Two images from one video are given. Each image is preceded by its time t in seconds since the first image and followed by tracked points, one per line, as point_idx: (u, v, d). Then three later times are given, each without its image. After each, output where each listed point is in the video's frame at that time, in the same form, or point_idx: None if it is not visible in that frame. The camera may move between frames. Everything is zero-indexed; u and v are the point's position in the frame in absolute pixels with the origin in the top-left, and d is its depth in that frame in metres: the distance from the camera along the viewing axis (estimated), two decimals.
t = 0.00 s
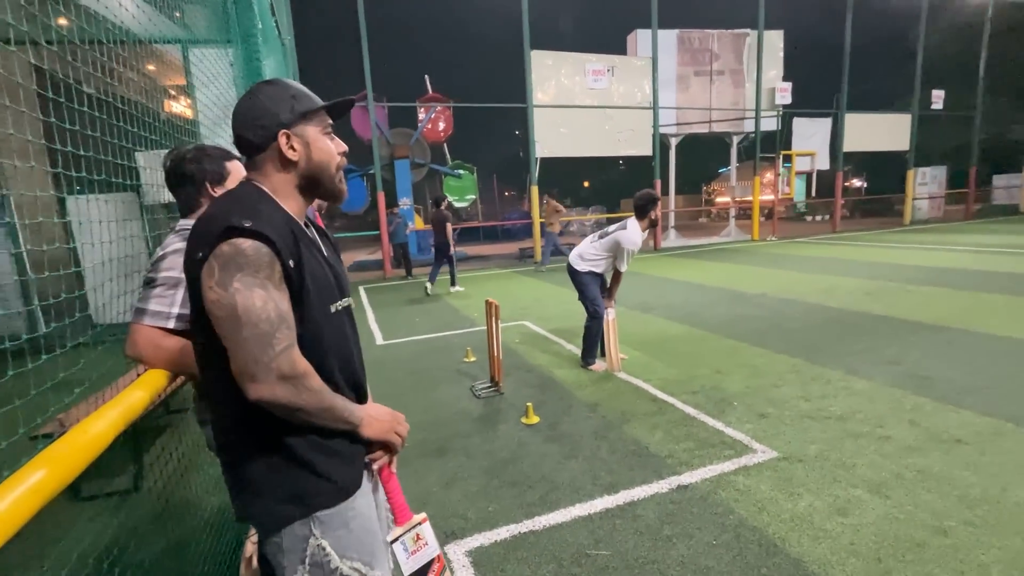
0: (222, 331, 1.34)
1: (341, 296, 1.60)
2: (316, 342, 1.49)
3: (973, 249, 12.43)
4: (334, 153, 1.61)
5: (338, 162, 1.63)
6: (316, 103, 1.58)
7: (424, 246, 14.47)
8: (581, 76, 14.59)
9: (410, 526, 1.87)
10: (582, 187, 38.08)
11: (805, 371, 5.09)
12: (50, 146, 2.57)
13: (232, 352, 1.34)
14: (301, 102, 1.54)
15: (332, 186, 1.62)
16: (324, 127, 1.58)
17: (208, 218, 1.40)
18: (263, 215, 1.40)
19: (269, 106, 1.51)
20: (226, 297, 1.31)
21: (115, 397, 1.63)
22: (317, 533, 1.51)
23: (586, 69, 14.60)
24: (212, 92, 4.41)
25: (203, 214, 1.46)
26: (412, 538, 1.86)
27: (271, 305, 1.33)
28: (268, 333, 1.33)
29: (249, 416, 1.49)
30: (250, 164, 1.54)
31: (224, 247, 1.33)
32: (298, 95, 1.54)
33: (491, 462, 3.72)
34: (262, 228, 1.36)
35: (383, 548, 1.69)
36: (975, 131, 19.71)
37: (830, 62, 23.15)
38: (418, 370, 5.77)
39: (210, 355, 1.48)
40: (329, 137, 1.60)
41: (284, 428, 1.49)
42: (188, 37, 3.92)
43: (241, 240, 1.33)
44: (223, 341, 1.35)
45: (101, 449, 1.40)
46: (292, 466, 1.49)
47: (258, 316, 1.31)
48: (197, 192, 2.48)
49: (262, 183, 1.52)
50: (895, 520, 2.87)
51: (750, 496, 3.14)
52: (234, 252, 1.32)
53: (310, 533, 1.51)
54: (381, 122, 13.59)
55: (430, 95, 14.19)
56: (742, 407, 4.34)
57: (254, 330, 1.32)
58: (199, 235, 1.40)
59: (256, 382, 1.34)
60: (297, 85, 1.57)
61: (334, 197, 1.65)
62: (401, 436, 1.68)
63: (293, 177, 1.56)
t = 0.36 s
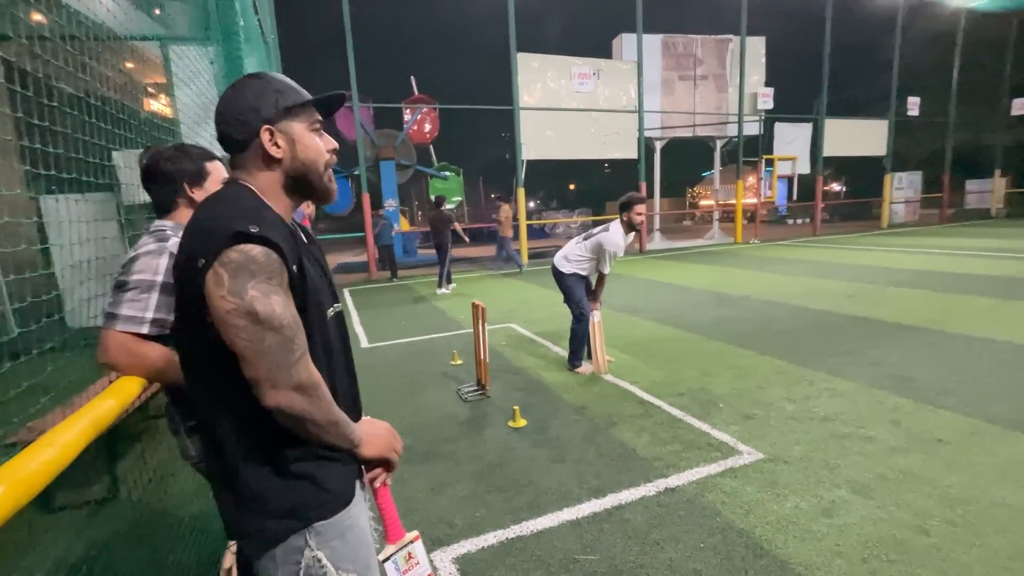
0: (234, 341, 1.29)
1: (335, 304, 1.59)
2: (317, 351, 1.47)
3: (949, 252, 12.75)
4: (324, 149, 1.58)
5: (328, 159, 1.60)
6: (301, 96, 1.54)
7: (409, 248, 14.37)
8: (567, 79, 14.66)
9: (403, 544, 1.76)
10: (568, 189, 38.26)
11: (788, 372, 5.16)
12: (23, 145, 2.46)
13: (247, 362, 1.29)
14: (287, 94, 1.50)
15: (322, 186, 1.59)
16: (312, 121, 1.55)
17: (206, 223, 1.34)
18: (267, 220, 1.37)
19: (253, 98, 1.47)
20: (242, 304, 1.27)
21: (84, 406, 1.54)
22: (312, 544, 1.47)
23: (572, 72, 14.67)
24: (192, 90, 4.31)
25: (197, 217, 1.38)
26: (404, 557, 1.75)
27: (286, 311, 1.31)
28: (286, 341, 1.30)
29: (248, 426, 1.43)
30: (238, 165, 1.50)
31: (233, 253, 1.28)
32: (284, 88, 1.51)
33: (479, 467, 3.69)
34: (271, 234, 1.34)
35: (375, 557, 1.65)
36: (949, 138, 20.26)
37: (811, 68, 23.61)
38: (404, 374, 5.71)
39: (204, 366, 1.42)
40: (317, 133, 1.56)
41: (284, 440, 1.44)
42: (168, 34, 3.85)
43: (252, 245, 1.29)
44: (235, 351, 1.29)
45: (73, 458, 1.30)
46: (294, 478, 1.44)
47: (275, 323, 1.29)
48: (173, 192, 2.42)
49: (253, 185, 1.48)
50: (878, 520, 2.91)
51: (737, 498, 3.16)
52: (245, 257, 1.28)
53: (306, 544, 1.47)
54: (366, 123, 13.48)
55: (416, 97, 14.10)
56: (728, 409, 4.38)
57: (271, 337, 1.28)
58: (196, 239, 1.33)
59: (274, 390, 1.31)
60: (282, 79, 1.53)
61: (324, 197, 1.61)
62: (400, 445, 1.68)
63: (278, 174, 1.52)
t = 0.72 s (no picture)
0: (230, 345, 1.25)
1: (325, 311, 1.57)
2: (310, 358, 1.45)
3: (923, 253, 13.09)
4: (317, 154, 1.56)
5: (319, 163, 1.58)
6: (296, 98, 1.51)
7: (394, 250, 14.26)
8: (552, 82, 14.70)
9: (391, 552, 1.74)
10: (554, 191, 38.38)
11: (772, 373, 5.23)
12: None
13: (244, 367, 1.25)
14: (282, 97, 1.48)
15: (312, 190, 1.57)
16: (307, 125, 1.53)
17: (201, 223, 1.29)
18: (267, 223, 1.35)
19: (250, 98, 1.42)
20: (241, 310, 1.23)
21: (52, 419, 1.46)
22: (302, 558, 1.43)
23: (557, 74, 14.72)
24: (171, 88, 4.22)
25: (189, 218, 1.33)
26: (393, 566, 1.73)
27: (285, 316, 1.28)
28: (285, 345, 1.27)
29: (239, 435, 1.38)
30: (229, 166, 1.45)
31: (232, 256, 1.24)
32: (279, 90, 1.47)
33: (466, 471, 3.66)
34: (270, 236, 1.31)
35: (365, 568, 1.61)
36: (924, 142, 20.78)
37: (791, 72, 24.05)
38: (390, 377, 5.65)
39: (193, 371, 1.37)
40: (311, 137, 1.54)
41: (276, 449, 1.40)
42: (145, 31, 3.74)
43: (252, 248, 1.26)
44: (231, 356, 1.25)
45: (40, 474, 1.23)
46: (285, 489, 1.40)
47: (275, 327, 1.26)
48: (148, 195, 2.36)
49: (246, 187, 1.44)
50: (863, 520, 2.95)
51: (725, 500, 3.18)
52: (245, 259, 1.25)
53: (296, 558, 1.43)
54: (350, 124, 13.34)
55: (401, 98, 13.99)
56: (714, 410, 4.41)
57: (272, 341, 1.25)
58: (190, 240, 1.28)
59: (271, 396, 1.28)
60: (276, 80, 1.50)
61: (313, 202, 1.59)
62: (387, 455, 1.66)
63: (273, 178, 1.49)
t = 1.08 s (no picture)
0: (231, 351, 1.21)
1: (324, 316, 1.54)
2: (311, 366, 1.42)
3: (908, 253, 13.30)
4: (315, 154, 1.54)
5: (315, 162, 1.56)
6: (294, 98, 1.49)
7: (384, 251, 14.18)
8: (543, 83, 14.72)
9: (390, 560, 1.71)
10: (544, 192, 38.47)
11: (764, 373, 5.27)
12: None
13: (245, 373, 1.22)
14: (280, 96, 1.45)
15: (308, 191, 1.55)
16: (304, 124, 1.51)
17: (199, 225, 1.25)
18: (269, 226, 1.32)
19: (249, 98, 1.39)
20: (244, 316, 1.20)
21: (33, 432, 1.41)
22: (304, 567, 1.41)
23: (547, 75, 14.75)
24: (156, 88, 4.14)
25: (187, 219, 1.29)
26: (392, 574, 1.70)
27: (288, 322, 1.26)
28: (288, 352, 1.25)
29: (238, 444, 1.35)
30: (224, 167, 1.41)
31: (234, 260, 1.22)
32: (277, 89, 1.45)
33: (461, 476, 3.63)
34: (273, 241, 1.28)
35: None
36: (907, 144, 21.14)
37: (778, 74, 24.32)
38: (382, 381, 5.61)
39: (190, 380, 1.34)
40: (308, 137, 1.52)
41: (275, 458, 1.37)
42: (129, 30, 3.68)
43: (255, 252, 1.24)
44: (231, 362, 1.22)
45: (21, 492, 1.17)
46: (285, 499, 1.37)
47: (278, 334, 1.23)
48: (134, 197, 2.31)
49: (244, 189, 1.41)
50: (857, 520, 2.98)
51: (720, 501, 3.19)
52: (247, 264, 1.22)
53: (298, 568, 1.41)
54: (339, 125, 13.24)
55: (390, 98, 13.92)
56: (707, 411, 4.43)
57: (275, 348, 1.23)
58: (189, 244, 1.25)
59: (273, 404, 1.25)
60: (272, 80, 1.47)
61: (309, 205, 1.57)
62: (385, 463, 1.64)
63: (271, 182, 1.46)
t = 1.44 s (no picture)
0: (224, 354, 1.21)
1: (327, 317, 1.54)
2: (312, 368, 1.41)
3: (899, 250, 13.41)
4: (305, 154, 1.47)
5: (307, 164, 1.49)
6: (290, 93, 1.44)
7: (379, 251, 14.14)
8: (537, 82, 14.73)
9: (395, 563, 1.70)
10: (538, 191, 38.44)
11: (760, 370, 5.30)
12: None
13: (237, 376, 1.21)
14: (270, 88, 1.40)
15: (295, 192, 1.49)
16: (296, 121, 1.45)
17: (197, 226, 1.25)
18: (267, 227, 1.31)
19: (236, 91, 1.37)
20: (234, 318, 1.19)
21: (38, 436, 1.39)
22: (310, 571, 1.41)
23: (541, 74, 14.75)
24: (150, 87, 4.13)
25: (185, 221, 1.28)
26: None
27: (283, 324, 1.24)
28: (282, 355, 1.23)
29: (239, 448, 1.34)
30: (217, 163, 1.42)
31: (228, 261, 1.20)
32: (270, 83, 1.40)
33: (461, 476, 3.63)
34: (269, 241, 1.27)
35: None
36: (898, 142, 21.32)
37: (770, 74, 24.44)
38: (380, 381, 5.59)
39: (190, 383, 1.33)
40: (300, 135, 1.46)
41: (275, 461, 1.36)
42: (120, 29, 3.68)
43: (249, 254, 1.22)
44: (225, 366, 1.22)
45: (28, 497, 1.16)
46: (287, 503, 1.36)
47: (271, 337, 1.22)
48: (134, 199, 2.29)
49: (227, 187, 1.39)
50: (856, 515, 3.00)
51: (721, 498, 3.21)
52: (241, 266, 1.21)
53: (303, 572, 1.40)
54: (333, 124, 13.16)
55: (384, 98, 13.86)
56: (705, 409, 4.46)
57: (267, 352, 1.21)
58: (186, 245, 1.24)
59: (265, 410, 1.23)
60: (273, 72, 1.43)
61: (286, 205, 1.47)
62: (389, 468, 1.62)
63: (237, 178, 1.43)
